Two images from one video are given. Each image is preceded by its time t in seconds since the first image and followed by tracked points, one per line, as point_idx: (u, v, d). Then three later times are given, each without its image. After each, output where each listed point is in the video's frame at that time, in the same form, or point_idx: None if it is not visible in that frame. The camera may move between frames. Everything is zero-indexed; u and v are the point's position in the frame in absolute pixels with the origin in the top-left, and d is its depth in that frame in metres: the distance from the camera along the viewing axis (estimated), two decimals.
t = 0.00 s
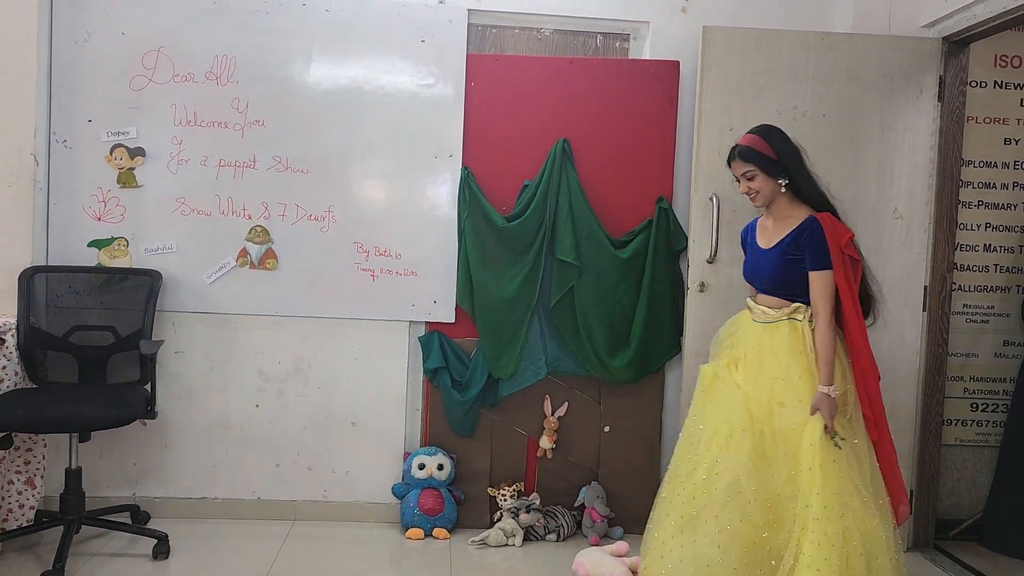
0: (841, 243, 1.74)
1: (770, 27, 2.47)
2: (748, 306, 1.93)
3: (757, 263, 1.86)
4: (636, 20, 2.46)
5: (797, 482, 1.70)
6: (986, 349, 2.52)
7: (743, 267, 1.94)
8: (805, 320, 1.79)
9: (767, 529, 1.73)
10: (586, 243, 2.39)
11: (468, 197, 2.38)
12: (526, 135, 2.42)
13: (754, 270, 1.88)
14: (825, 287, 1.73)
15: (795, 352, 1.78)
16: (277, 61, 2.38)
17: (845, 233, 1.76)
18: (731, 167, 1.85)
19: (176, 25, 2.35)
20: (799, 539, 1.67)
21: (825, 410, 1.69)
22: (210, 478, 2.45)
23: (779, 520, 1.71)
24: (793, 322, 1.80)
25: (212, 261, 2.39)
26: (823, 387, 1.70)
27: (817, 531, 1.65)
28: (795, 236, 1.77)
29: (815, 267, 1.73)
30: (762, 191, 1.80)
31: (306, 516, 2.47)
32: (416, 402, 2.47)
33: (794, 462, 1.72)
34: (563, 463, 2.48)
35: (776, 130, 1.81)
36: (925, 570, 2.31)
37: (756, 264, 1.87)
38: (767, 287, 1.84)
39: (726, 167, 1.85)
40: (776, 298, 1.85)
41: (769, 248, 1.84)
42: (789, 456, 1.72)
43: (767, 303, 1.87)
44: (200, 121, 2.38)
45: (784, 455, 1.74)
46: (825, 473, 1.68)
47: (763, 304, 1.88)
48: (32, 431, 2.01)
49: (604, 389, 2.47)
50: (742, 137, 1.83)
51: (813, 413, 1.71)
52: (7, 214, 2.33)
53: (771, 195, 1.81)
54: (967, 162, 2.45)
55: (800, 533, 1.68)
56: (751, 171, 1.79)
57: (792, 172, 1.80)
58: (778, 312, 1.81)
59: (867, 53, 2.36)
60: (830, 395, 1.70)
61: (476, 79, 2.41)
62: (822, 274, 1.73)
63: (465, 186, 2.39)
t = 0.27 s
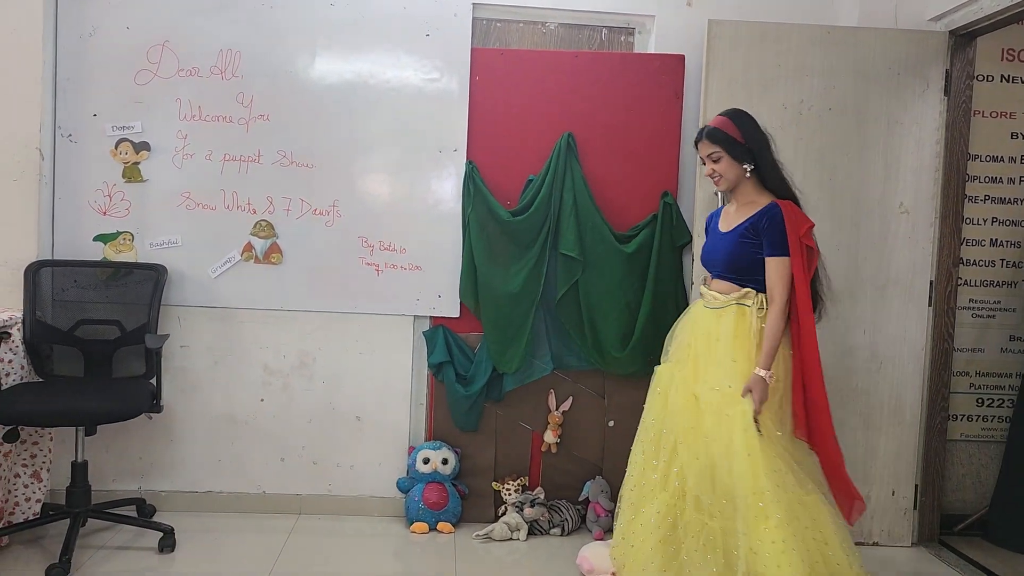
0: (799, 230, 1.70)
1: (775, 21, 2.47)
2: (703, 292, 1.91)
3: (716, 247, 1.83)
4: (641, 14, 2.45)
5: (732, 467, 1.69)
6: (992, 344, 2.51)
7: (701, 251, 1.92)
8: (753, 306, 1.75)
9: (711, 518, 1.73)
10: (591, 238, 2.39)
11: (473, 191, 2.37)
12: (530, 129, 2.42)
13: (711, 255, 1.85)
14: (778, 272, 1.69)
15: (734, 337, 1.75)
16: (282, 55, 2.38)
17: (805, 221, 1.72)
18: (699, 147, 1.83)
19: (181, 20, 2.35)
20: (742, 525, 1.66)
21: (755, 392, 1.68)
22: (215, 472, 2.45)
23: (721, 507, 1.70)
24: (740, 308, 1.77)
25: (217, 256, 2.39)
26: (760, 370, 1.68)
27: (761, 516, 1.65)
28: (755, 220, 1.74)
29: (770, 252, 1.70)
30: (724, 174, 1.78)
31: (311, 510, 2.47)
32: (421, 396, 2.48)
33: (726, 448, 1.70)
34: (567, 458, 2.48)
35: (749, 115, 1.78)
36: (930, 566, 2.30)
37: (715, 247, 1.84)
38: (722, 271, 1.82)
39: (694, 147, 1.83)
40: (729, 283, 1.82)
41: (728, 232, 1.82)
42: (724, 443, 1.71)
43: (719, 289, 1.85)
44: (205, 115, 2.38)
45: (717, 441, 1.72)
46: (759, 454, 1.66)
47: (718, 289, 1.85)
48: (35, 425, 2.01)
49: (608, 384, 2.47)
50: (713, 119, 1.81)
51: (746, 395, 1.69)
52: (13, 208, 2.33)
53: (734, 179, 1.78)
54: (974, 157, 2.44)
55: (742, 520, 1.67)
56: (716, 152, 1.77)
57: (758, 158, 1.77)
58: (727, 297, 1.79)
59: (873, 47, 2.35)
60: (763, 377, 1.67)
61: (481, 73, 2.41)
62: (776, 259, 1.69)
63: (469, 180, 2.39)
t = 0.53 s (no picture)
0: (770, 220, 1.71)
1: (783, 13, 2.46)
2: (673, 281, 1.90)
3: (685, 237, 1.83)
4: (648, 7, 2.44)
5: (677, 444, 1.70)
6: (1001, 339, 2.50)
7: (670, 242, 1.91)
8: (720, 295, 1.75)
9: (647, 491, 1.74)
10: (597, 232, 2.38)
11: (479, 185, 2.37)
12: (537, 123, 2.41)
13: (679, 246, 1.84)
14: (753, 261, 1.69)
15: (698, 321, 1.75)
16: (288, 49, 2.38)
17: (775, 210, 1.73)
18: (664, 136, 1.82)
19: (187, 13, 2.35)
20: (671, 500, 1.69)
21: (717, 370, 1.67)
22: (222, 465, 2.46)
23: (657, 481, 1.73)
24: (708, 296, 1.76)
25: (224, 249, 2.40)
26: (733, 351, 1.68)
27: (690, 493, 1.67)
28: (723, 211, 1.73)
29: (741, 244, 1.70)
30: (687, 163, 1.76)
31: (317, 503, 2.48)
32: (427, 390, 2.48)
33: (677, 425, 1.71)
34: (573, 452, 2.48)
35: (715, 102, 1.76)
36: (937, 560, 2.30)
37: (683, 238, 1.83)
38: (690, 262, 1.81)
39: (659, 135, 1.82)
40: (697, 274, 1.81)
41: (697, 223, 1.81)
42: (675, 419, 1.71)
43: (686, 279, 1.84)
44: (211, 109, 2.38)
45: (670, 417, 1.73)
46: (706, 434, 1.67)
47: (685, 279, 1.85)
48: (43, 417, 2.02)
49: (614, 378, 2.47)
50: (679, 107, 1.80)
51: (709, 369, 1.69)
52: (20, 202, 2.34)
53: (697, 168, 1.77)
54: (983, 150, 2.43)
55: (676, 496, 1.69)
56: (678, 141, 1.76)
57: (723, 146, 1.75)
58: (694, 287, 1.78)
59: (882, 40, 2.34)
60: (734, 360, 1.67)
61: (487, 66, 2.40)
62: (749, 249, 1.70)
63: (476, 174, 2.38)
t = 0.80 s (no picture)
0: (715, 222, 1.61)
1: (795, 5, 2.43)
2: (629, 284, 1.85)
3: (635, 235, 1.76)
4: None
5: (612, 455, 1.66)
6: (1014, 334, 2.48)
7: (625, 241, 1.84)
8: (664, 298, 1.69)
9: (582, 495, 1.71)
10: (606, 226, 2.37)
11: (488, 179, 2.36)
12: (546, 117, 2.41)
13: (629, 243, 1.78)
14: (695, 265, 1.61)
15: (649, 331, 1.68)
16: (298, 42, 2.38)
17: (722, 210, 1.63)
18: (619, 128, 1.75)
19: (197, 7, 2.35)
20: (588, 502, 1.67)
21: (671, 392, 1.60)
22: (232, 458, 2.47)
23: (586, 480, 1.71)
24: (654, 300, 1.70)
25: (233, 243, 2.40)
26: (682, 370, 1.60)
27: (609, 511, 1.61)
28: (666, 210, 1.66)
29: (684, 244, 1.62)
30: (641, 157, 1.68)
31: (327, 497, 2.48)
32: (436, 384, 2.48)
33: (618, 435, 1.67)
34: (582, 446, 2.48)
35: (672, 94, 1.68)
36: (948, 556, 2.29)
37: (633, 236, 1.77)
38: (637, 261, 1.75)
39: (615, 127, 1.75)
40: (642, 274, 1.75)
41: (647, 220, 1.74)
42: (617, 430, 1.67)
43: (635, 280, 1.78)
44: (220, 102, 2.38)
45: (613, 424, 1.69)
46: (644, 455, 1.60)
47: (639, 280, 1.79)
48: (55, 410, 2.02)
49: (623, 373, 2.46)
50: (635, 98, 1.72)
51: (661, 392, 1.61)
52: (31, 195, 2.35)
53: (652, 163, 1.68)
54: (996, 144, 2.41)
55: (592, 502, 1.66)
56: (633, 133, 1.68)
57: (678, 141, 1.67)
58: (639, 288, 1.72)
59: (894, 32, 2.32)
60: (683, 379, 1.59)
61: (497, 60, 2.39)
62: (691, 251, 1.61)
63: (485, 168, 2.38)
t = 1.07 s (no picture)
0: (654, 201, 1.61)
1: None
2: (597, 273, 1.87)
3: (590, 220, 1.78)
4: None
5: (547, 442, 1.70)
6: None
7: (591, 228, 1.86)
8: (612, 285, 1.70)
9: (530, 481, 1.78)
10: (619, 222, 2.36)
11: (501, 175, 2.35)
12: (559, 113, 2.39)
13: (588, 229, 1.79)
14: (631, 246, 1.61)
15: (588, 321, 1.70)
16: (309, 39, 2.37)
17: (662, 191, 1.62)
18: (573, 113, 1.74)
19: (208, 3, 2.35)
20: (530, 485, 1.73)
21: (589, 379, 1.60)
22: (244, 455, 2.47)
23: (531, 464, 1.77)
24: (601, 286, 1.72)
25: (245, 240, 2.40)
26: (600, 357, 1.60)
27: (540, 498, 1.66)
28: (613, 194, 1.67)
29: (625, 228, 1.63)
30: (592, 142, 1.67)
31: (338, 494, 2.48)
32: (448, 381, 2.47)
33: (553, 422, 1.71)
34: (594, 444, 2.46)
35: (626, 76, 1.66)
36: (965, 556, 2.26)
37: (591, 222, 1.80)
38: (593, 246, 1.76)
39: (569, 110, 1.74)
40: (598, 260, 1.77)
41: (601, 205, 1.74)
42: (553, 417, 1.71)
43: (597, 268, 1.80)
44: (232, 99, 2.38)
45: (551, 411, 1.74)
46: (562, 443, 1.62)
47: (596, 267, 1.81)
48: (68, 406, 2.02)
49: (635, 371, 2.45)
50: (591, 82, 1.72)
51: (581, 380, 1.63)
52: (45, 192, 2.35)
53: (603, 148, 1.67)
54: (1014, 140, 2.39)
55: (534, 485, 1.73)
56: (584, 116, 1.66)
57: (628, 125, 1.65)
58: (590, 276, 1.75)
59: (910, 26, 2.29)
60: (602, 366, 1.59)
61: (509, 56, 2.38)
62: (630, 234, 1.61)
63: (497, 164, 2.37)
